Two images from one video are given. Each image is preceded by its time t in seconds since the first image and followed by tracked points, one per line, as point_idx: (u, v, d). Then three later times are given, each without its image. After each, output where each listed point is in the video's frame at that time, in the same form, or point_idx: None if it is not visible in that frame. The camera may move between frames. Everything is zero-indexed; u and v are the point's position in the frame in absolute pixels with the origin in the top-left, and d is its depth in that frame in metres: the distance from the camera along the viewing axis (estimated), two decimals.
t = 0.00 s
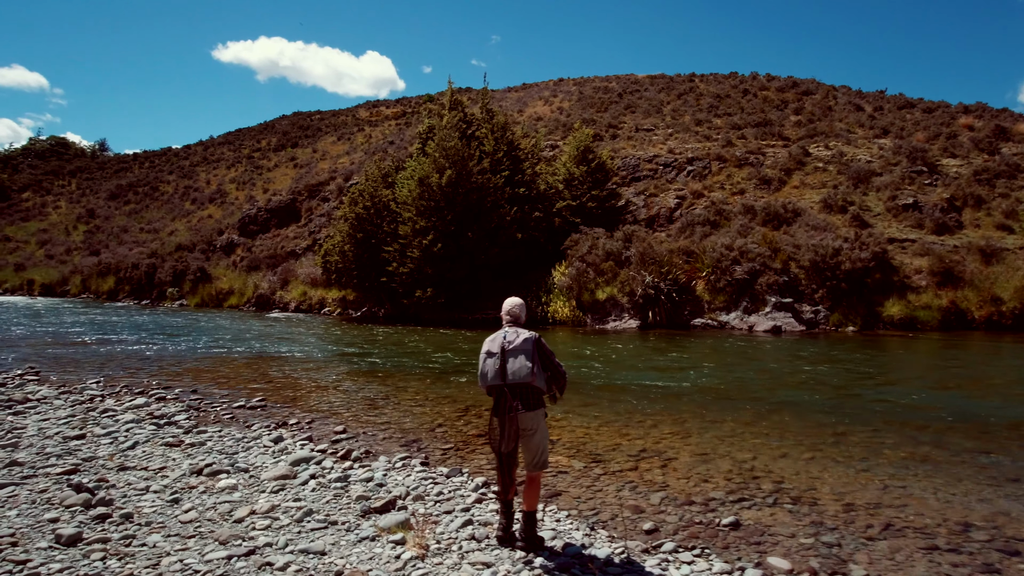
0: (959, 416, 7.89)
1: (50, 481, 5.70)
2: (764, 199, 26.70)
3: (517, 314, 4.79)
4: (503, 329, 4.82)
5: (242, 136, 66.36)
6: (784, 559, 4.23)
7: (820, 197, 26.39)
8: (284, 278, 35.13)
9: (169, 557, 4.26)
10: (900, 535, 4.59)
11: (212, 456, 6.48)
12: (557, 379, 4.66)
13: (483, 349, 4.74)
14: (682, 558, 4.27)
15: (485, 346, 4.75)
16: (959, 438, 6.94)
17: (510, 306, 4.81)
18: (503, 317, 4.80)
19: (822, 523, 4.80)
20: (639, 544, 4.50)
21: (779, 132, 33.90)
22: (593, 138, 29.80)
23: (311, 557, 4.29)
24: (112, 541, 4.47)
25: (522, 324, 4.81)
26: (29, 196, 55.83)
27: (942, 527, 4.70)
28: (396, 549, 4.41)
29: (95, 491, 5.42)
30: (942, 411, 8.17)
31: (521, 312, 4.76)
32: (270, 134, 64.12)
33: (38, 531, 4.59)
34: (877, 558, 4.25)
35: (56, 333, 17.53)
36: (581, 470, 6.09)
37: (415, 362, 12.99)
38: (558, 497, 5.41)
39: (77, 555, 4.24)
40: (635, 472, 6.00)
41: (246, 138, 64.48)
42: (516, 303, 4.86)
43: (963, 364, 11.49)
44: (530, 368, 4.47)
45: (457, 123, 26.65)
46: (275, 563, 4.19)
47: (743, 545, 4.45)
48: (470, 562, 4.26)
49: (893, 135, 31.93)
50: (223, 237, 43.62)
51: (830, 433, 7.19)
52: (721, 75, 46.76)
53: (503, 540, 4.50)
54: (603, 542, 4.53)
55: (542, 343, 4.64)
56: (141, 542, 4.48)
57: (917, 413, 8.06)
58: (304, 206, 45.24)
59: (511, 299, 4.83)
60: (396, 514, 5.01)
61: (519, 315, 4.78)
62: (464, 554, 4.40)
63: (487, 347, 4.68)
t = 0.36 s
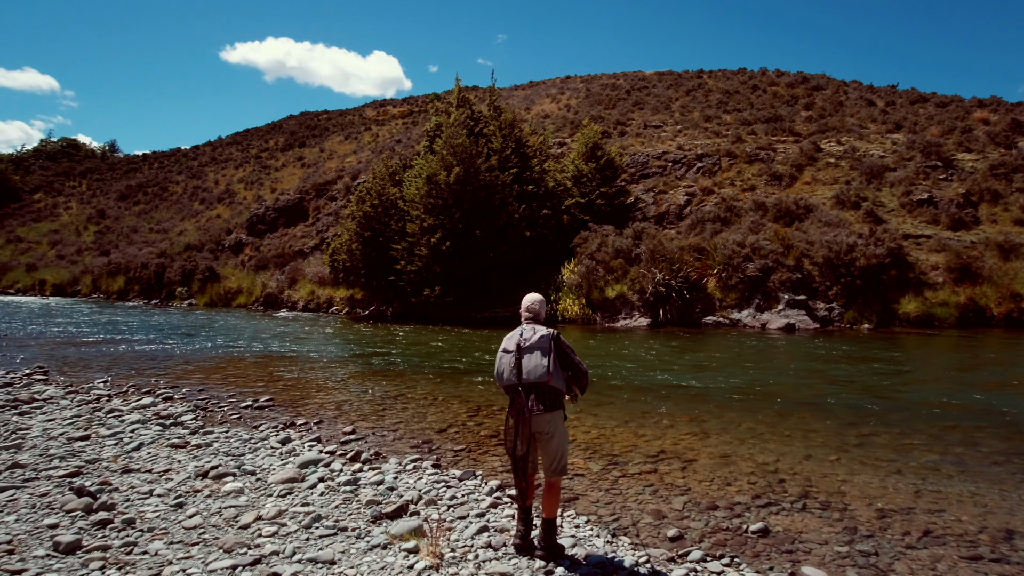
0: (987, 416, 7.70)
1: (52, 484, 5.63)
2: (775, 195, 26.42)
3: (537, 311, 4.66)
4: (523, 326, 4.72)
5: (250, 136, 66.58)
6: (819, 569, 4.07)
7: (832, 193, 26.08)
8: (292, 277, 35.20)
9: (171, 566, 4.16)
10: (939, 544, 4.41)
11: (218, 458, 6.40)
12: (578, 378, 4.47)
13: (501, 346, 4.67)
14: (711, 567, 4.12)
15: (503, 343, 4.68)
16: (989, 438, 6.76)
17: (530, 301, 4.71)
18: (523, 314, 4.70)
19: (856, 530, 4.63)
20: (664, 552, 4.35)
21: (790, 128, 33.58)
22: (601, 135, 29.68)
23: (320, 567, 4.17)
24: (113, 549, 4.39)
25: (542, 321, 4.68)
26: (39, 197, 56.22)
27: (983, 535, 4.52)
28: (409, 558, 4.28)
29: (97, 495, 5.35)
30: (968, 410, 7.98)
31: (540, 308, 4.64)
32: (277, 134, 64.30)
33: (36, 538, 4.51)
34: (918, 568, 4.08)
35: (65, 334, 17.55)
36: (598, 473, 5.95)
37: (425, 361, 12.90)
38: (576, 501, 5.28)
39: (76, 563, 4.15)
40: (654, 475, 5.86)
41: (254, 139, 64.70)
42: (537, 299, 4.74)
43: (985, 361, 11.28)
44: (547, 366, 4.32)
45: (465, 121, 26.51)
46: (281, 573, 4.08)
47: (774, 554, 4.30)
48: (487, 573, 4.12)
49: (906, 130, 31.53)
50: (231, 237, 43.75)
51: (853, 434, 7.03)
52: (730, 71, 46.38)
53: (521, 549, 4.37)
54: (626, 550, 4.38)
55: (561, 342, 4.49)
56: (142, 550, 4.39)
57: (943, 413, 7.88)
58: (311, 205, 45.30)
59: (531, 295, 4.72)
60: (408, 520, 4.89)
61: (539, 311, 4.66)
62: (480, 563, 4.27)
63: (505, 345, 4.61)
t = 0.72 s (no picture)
0: (989, 417, 7.67)
1: (29, 494, 5.48)
2: (770, 197, 26.44)
3: (541, 312, 4.54)
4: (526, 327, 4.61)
5: (243, 137, 66.26)
6: None
7: (827, 194, 26.13)
8: (285, 279, 34.99)
9: None
10: (954, 551, 4.31)
11: (205, 466, 6.26)
12: (580, 383, 4.33)
13: (503, 348, 4.59)
14: None
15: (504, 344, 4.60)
16: (993, 441, 6.70)
17: (535, 302, 4.59)
18: (526, 315, 4.59)
19: (867, 538, 4.53)
20: (671, 562, 4.24)
21: (784, 129, 33.66)
22: (597, 136, 29.68)
23: None
24: (90, 564, 4.25)
25: (546, 323, 4.55)
26: (29, 199, 55.70)
27: (999, 543, 4.43)
28: (404, 573, 4.14)
29: (76, 506, 5.20)
30: (970, 412, 7.93)
31: (544, 308, 4.51)
32: (271, 136, 64.03)
33: (9, 553, 4.36)
34: None
35: (55, 337, 17.33)
36: (599, 478, 5.85)
37: (420, 363, 12.80)
38: (577, 509, 5.18)
39: None
40: (656, 481, 5.76)
41: (247, 140, 64.41)
42: (542, 299, 4.62)
43: (983, 362, 11.28)
44: (545, 372, 4.19)
45: (460, 121, 26.40)
46: None
47: (785, 563, 4.18)
48: None
49: (900, 131, 31.65)
50: (224, 239, 43.46)
51: (857, 437, 6.96)
52: (724, 73, 46.52)
53: (521, 561, 4.24)
54: (630, 561, 4.26)
55: (565, 345, 4.34)
56: (122, 564, 4.25)
57: (945, 414, 7.84)
58: (305, 207, 45.09)
59: (536, 295, 4.60)
60: (403, 531, 4.76)
61: (543, 312, 4.53)
62: None
63: (506, 347, 4.52)
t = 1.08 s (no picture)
0: (957, 414, 7.87)
1: None
2: (741, 199, 26.88)
3: (527, 311, 4.45)
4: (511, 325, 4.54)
5: (209, 134, 64.75)
6: None
7: (796, 196, 26.66)
8: (253, 279, 34.24)
9: None
10: (934, 548, 4.37)
11: (167, 474, 6.02)
12: (563, 385, 4.23)
13: (487, 347, 4.54)
14: None
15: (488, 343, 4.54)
16: (962, 437, 6.86)
17: (521, 300, 4.52)
18: (513, 313, 4.52)
19: (849, 537, 4.56)
20: (656, 566, 4.19)
21: (754, 133, 34.28)
22: (571, 137, 29.78)
23: None
24: None
25: (532, 322, 4.46)
26: None
27: (976, 539, 4.50)
28: None
29: (24, 518, 4.93)
30: (938, 409, 8.14)
31: (529, 307, 4.43)
32: (238, 133, 62.71)
33: None
34: None
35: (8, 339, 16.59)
36: (580, 480, 5.80)
37: (394, 364, 12.59)
38: (559, 512, 5.10)
39: None
40: (637, 482, 5.73)
41: (214, 137, 62.95)
42: (530, 296, 4.54)
43: (945, 360, 11.63)
44: (524, 374, 4.12)
45: (434, 120, 26.13)
46: None
47: (769, 565, 4.17)
48: None
49: (864, 137, 32.53)
50: (189, 237, 42.34)
51: (832, 435, 7.05)
52: (695, 77, 47.23)
53: (503, 568, 4.16)
54: (615, 566, 4.20)
55: (547, 346, 4.24)
56: None
57: (914, 412, 8.03)
58: (274, 206, 44.23)
59: (526, 293, 4.51)
60: (379, 539, 4.63)
61: (529, 311, 4.45)
62: None
63: (488, 347, 4.46)
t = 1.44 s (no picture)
0: (908, 412, 8.21)
1: None
2: (697, 202, 27.49)
3: (505, 318, 4.33)
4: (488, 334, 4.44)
5: (152, 126, 62.00)
6: None
7: (749, 200, 27.44)
8: (201, 279, 32.95)
9: None
10: (900, 549, 4.48)
11: (108, 493, 5.64)
12: (538, 397, 4.09)
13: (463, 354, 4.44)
14: None
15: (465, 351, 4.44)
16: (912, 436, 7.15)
17: (499, 307, 4.41)
18: (491, 320, 4.40)
19: (819, 540, 4.63)
20: None
21: (709, 138, 35.15)
22: (532, 138, 29.83)
23: None
24: None
25: (510, 330, 4.35)
26: None
27: (937, 537, 4.65)
28: None
29: None
30: (888, 407, 8.48)
31: (506, 314, 4.32)
32: (184, 126, 60.29)
33: None
34: None
35: None
36: (550, 488, 5.73)
37: (354, 368, 12.30)
38: (532, 522, 5.02)
39: None
40: (608, 489, 5.70)
41: (157, 129, 60.31)
42: (509, 303, 4.43)
43: (890, 359, 12.17)
44: (495, 386, 4.00)
45: (393, 118, 25.46)
46: None
47: (745, 571, 4.19)
48: None
49: (812, 144, 33.80)
50: (130, 234, 40.37)
51: (793, 435, 7.22)
52: (652, 82, 48.11)
53: None
54: None
55: (523, 357, 4.11)
56: None
57: (867, 411, 8.34)
58: (224, 203, 42.73)
59: (506, 300, 4.38)
60: (346, 559, 4.44)
61: (507, 319, 4.33)
62: None
63: (463, 355, 4.35)
